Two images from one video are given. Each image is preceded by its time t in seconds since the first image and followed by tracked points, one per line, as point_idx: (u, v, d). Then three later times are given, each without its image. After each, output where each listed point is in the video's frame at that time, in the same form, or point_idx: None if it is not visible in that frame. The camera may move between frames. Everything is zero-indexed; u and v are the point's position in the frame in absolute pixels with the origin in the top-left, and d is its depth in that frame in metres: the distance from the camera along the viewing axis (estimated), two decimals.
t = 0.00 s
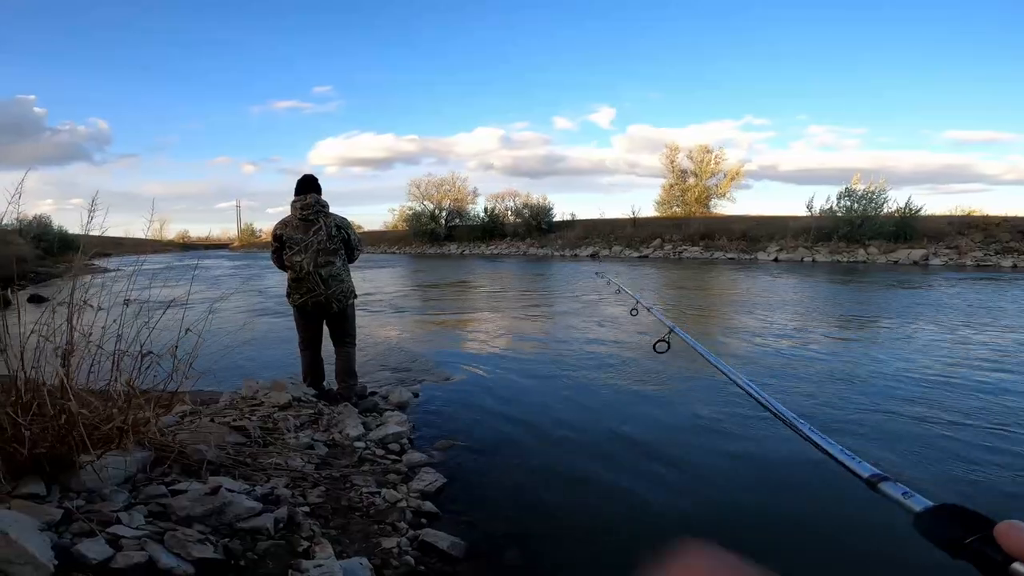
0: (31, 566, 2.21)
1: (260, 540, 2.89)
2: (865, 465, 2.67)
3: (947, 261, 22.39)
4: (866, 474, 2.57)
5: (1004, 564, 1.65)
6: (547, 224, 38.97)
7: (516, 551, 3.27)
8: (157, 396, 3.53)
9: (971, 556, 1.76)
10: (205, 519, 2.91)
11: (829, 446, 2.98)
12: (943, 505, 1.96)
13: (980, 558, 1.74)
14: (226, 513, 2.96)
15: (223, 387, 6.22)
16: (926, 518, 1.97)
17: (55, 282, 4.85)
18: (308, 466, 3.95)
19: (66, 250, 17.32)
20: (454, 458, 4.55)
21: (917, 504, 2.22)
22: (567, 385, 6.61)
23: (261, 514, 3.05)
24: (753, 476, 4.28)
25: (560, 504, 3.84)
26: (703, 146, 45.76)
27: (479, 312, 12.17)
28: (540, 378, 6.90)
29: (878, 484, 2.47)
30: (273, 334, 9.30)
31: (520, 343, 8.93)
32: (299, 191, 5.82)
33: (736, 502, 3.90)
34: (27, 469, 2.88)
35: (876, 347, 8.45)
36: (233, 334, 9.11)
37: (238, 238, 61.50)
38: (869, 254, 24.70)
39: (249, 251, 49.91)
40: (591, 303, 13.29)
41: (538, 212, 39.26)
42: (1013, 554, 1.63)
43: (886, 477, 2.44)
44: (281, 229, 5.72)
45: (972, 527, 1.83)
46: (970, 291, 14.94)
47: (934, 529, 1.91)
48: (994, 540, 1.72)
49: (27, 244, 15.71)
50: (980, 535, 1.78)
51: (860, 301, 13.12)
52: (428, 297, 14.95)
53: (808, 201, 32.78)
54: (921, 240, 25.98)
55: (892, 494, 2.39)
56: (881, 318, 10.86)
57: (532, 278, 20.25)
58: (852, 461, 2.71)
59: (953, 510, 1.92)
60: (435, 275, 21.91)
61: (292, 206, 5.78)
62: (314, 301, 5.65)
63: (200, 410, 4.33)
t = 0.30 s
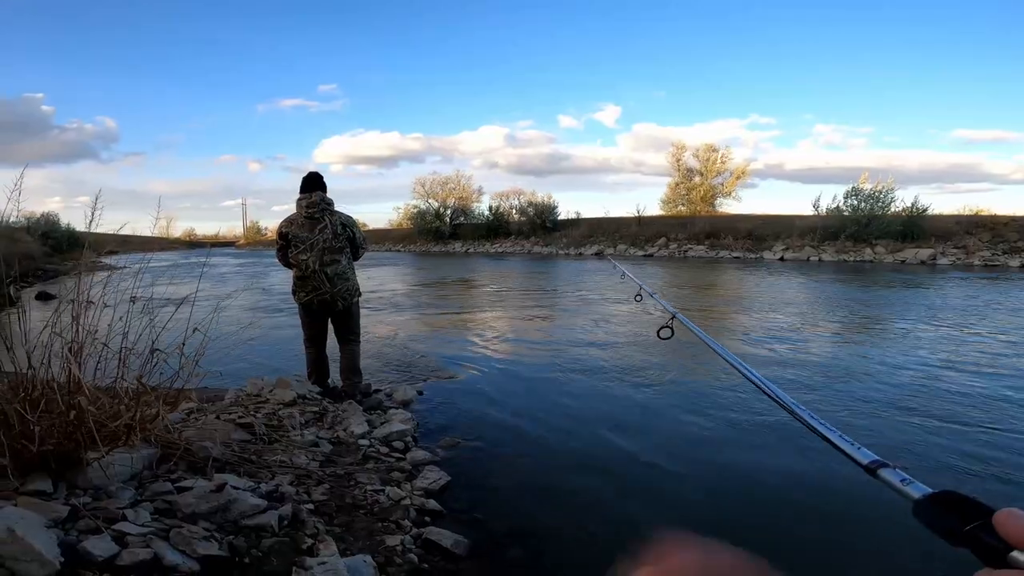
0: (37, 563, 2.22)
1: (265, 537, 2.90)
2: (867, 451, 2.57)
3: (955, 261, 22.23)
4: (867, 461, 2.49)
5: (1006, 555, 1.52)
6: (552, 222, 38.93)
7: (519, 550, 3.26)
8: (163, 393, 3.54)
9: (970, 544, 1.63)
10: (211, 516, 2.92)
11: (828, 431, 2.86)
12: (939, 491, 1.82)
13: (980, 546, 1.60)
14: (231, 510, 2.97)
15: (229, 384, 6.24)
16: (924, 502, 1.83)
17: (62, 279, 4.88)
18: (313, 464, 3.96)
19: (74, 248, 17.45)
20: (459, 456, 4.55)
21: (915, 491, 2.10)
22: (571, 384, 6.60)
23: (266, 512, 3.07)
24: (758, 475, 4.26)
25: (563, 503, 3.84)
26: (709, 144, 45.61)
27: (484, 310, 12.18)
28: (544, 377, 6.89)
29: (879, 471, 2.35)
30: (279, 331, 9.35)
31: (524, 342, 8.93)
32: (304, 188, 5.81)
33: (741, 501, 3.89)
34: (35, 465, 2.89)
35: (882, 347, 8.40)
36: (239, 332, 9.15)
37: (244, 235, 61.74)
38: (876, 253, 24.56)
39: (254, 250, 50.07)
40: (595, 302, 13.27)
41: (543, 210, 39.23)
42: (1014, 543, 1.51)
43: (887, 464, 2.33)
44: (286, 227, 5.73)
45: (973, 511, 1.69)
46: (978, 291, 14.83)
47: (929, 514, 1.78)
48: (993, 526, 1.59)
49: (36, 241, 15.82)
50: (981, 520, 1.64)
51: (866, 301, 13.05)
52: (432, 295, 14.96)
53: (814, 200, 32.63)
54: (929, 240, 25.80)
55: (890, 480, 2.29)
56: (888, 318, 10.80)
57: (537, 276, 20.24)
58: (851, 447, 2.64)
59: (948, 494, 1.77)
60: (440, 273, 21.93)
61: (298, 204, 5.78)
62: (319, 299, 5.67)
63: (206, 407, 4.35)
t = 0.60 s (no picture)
0: (38, 561, 2.23)
1: (266, 536, 2.90)
2: (866, 471, 2.67)
3: (956, 261, 22.19)
4: (867, 481, 2.58)
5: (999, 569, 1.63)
6: (552, 221, 38.91)
7: (520, 549, 3.26)
8: (165, 392, 3.54)
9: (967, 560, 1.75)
10: (212, 515, 2.92)
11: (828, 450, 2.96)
12: (939, 511, 1.96)
13: (976, 563, 1.71)
14: (232, 509, 2.97)
15: (231, 383, 6.25)
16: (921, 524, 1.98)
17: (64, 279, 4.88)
18: (314, 463, 3.96)
19: (75, 247, 17.46)
20: (459, 456, 4.55)
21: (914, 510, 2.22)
22: (571, 383, 6.59)
23: (267, 511, 3.07)
24: (759, 475, 4.25)
25: (563, 503, 3.83)
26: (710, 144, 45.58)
27: (484, 309, 12.17)
28: (545, 376, 6.89)
29: (878, 491, 2.46)
30: (280, 330, 9.35)
31: (525, 341, 8.93)
32: (305, 187, 5.80)
33: (741, 501, 3.88)
34: (36, 465, 2.89)
35: (883, 347, 8.38)
36: (240, 330, 9.15)
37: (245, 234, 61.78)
38: (877, 253, 24.52)
39: (255, 249, 50.12)
40: (596, 301, 13.26)
41: (544, 210, 39.21)
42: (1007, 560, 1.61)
43: (886, 483, 2.44)
44: (287, 226, 5.72)
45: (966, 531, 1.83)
46: (979, 291, 14.81)
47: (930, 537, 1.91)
48: (990, 545, 1.70)
49: (37, 240, 15.83)
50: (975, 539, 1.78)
51: (868, 301, 13.03)
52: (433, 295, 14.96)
53: (815, 201, 32.60)
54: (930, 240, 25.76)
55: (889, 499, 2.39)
56: (889, 318, 10.78)
57: (538, 275, 20.25)
58: (853, 467, 2.72)
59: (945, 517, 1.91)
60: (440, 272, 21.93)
61: (299, 203, 5.77)
62: (320, 298, 5.67)
63: (207, 406, 4.35)
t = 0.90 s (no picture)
0: (41, 560, 2.24)
1: (267, 534, 2.91)
2: (850, 455, 2.76)
3: (959, 261, 22.16)
4: (850, 464, 2.68)
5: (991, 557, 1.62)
6: (554, 221, 38.87)
7: (520, 548, 3.26)
8: (167, 390, 3.55)
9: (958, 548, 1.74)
10: (213, 513, 2.93)
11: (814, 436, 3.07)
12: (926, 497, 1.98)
13: (964, 548, 1.73)
14: (234, 507, 2.98)
15: (233, 382, 6.26)
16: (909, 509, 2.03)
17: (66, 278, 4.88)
18: (315, 461, 3.97)
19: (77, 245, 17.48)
20: (461, 455, 4.55)
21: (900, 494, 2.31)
22: (572, 382, 6.58)
23: (269, 509, 3.07)
24: (760, 474, 4.25)
25: (564, 502, 3.83)
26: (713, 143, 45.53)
27: (486, 308, 12.19)
28: (546, 375, 6.89)
29: (864, 476, 2.55)
30: (282, 329, 9.35)
31: (526, 340, 8.93)
32: (306, 186, 5.80)
33: (742, 501, 3.88)
34: (39, 463, 2.90)
35: (884, 348, 8.37)
36: (242, 329, 9.17)
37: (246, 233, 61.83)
38: (879, 253, 24.49)
39: (257, 248, 50.20)
40: (597, 300, 13.25)
41: (546, 209, 39.19)
42: (998, 545, 1.61)
43: (872, 469, 2.53)
44: (289, 225, 5.72)
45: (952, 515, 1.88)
46: (981, 291, 14.79)
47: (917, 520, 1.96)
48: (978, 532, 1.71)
49: (40, 238, 15.86)
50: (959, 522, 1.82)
51: (870, 301, 13.02)
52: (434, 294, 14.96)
53: (818, 200, 32.56)
54: (933, 239, 25.73)
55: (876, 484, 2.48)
56: (892, 318, 10.77)
57: (539, 274, 20.26)
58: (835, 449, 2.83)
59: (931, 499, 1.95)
60: (442, 271, 21.96)
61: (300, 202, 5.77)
62: (322, 296, 5.68)
63: (209, 405, 4.35)
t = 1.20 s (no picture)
0: (42, 559, 2.24)
1: (269, 534, 2.91)
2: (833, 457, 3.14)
3: (960, 261, 22.13)
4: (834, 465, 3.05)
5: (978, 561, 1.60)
6: (555, 220, 38.85)
7: (521, 548, 3.26)
8: (169, 390, 3.55)
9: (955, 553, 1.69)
10: (215, 513, 2.93)
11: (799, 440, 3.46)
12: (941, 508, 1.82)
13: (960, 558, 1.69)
14: (235, 506, 2.98)
15: (234, 382, 6.25)
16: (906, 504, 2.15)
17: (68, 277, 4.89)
18: (316, 460, 3.97)
19: (79, 245, 17.49)
20: (462, 454, 4.55)
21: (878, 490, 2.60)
22: (573, 382, 6.57)
23: (270, 508, 3.07)
24: (761, 474, 4.24)
25: (565, 502, 3.82)
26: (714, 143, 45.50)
27: (486, 308, 12.19)
28: (547, 374, 6.89)
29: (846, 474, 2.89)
30: (283, 328, 9.35)
31: (527, 339, 8.93)
32: (307, 185, 5.81)
33: (744, 500, 3.86)
34: (40, 462, 2.90)
35: (885, 348, 8.35)
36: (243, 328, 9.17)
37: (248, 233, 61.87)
38: (881, 253, 24.45)
39: (258, 247, 50.19)
40: (598, 300, 13.24)
41: (547, 208, 39.16)
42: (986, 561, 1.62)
43: (853, 469, 2.84)
44: (291, 224, 5.72)
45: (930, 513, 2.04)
46: (983, 291, 14.77)
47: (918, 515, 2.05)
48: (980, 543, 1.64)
49: (41, 238, 15.87)
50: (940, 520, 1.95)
51: (871, 301, 13.01)
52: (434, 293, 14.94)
53: (819, 200, 32.53)
54: (934, 239, 25.69)
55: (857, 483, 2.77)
56: (893, 318, 10.76)
57: (540, 274, 20.25)
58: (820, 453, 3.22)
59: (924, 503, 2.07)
60: (443, 271, 21.97)
61: (302, 200, 5.77)
62: (324, 296, 5.68)
63: (210, 404, 4.35)
